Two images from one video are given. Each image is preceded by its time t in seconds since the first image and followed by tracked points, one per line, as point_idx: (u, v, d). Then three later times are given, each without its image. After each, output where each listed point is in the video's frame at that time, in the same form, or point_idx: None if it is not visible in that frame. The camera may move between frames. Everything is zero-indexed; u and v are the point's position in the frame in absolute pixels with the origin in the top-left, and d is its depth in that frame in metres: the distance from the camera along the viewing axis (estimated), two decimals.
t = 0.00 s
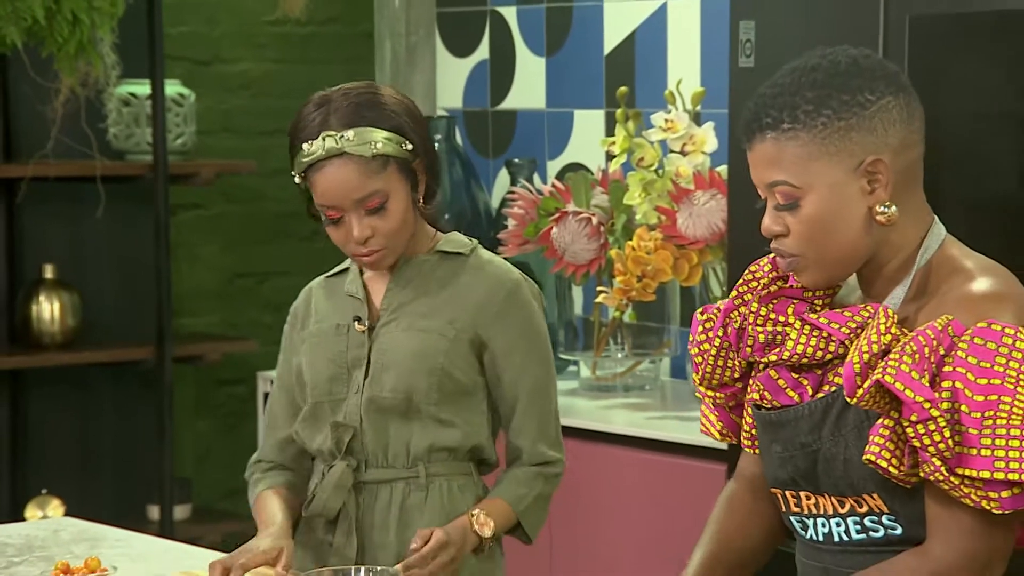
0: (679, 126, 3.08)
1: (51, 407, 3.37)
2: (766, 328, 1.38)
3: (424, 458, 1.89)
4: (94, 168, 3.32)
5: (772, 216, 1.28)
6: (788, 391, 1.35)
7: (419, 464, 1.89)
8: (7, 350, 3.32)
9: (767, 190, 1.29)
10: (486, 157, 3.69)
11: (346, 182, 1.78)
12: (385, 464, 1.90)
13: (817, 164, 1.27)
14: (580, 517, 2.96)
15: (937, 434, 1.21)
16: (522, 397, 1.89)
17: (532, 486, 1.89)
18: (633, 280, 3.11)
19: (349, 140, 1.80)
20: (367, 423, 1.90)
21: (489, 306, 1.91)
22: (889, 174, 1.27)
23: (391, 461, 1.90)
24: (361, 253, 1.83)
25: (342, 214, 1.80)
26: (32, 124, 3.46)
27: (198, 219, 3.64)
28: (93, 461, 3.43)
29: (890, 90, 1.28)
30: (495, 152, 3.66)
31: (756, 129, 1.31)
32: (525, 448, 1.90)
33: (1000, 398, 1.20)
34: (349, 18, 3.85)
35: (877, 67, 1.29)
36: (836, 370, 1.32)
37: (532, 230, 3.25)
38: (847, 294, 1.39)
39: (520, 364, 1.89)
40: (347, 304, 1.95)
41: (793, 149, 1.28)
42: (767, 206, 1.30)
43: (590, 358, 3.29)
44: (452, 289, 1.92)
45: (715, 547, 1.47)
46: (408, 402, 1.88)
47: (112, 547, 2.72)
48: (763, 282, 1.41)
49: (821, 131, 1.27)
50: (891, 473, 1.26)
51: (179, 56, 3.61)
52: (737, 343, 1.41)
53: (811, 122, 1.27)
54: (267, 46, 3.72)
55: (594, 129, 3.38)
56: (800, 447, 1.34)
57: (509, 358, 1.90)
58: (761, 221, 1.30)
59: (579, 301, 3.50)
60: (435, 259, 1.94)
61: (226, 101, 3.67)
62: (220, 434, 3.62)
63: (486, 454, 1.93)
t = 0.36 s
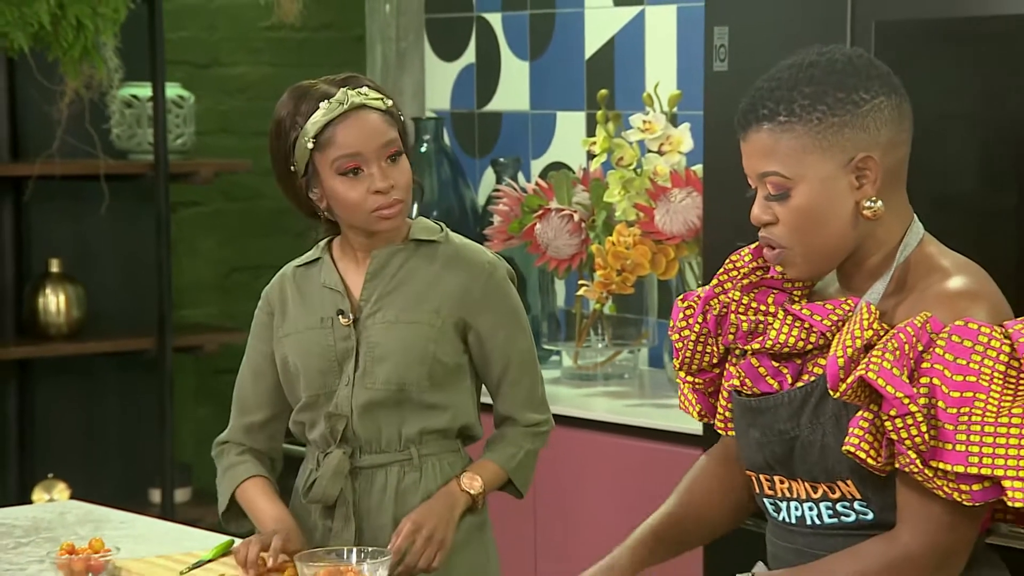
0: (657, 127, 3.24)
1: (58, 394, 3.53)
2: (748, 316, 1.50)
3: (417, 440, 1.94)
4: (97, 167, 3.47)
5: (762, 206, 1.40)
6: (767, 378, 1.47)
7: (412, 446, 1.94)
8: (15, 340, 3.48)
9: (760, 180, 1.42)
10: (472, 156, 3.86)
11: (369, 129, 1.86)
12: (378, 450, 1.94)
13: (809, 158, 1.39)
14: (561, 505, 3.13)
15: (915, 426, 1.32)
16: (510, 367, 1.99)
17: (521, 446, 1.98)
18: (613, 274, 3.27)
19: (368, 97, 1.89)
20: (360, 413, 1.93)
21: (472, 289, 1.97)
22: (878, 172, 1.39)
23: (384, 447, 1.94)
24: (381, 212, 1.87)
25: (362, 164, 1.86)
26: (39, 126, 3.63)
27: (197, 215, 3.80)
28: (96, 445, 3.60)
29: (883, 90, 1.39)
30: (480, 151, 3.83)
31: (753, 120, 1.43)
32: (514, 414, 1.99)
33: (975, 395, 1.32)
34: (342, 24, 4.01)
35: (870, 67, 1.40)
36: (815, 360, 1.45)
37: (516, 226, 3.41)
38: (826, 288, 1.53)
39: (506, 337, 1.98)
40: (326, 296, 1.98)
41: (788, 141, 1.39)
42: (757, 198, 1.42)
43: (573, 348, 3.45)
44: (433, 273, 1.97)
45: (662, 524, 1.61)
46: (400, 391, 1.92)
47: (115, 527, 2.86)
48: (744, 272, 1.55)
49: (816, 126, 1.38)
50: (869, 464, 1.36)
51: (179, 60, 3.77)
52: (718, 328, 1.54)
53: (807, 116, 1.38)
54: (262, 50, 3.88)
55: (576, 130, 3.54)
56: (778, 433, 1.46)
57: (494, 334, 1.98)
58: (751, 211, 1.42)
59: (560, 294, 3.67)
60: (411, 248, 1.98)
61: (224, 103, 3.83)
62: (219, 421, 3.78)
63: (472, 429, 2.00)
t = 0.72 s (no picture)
0: (636, 126, 3.40)
1: (63, 379, 3.74)
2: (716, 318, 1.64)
3: (414, 427, 2.08)
4: (101, 164, 3.66)
5: (720, 215, 1.53)
6: (737, 375, 1.61)
7: (410, 434, 2.08)
8: (21, 329, 3.64)
9: (718, 192, 1.53)
10: (459, 153, 4.02)
11: (367, 130, 2.01)
12: (377, 437, 2.08)
13: (760, 170, 1.50)
14: (544, 478, 3.28)
15: (875, 419, 1.44)
16: (500, 356, 2.13)
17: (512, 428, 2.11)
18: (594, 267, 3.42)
19: (365, 100, 2.05)
20: (360, 403, 2.07)
21: (464, 283, 2.11)
22: (825, 177, 1.50)
23: (384, 434, 2.08)
24: (378, 209, 2.01)
25: (361, 163, 2.01)
26: (43, 124, 3.76)
27: (194, 210, 3.94)
28: (96, 428, 3.81)
29: (824, 100, 1.50)
30: (467, 148, 3.99)
31: (708, 137, 1.54)
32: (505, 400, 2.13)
33: (930, 385, 1.44)
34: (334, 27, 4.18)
35: (815, 78, 1.51)
36: (780, 357, 1.58)
37: (501, 220, 3.58)
38: (788, 284, 1.64)
39: (496, 327, 2.12)
40: (324, 290, 2.11)
41: (740, 155, 1.51)
42: (716, 206, 1.54)
43: (555, 337, 3.60)
44: (427, 269, 2.11)
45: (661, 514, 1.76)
46: (398, 382, 2.06)
47: (116, 508, 3.00)
48: (710, 272, 1.70)
49: (764, 139, 1.50)
50: (833, 455, 1.49)
51: (177, 61, 3.91)
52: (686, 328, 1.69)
53: (756, 131, 1.50)
54: (260, 51, 4.01)
55: (558, 128, 3.70)
56: (748, 427, 1.59)
57: (485, 325, 2.12)
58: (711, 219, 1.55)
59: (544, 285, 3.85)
60: (405, 244, 2.12)
61: (222, 103, 3.96)
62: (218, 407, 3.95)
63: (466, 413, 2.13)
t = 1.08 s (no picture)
0: (617, 123, 3.56)
1: (68, 366, 3.89)
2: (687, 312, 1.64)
3: (418, 415, 2.18)
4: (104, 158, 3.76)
5: (693, 204, 1.51)
6: (710, 367, 1.60)
7: (414, 421, 2.18)
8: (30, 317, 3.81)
9: (690, 183, 1.52)
10: (448, 149, 4.19)
11: (371, 134, 2.11)
12: (383, 424, 2.18)
13: (734, 161, 1.49)
14: (537, 459, 3.44)
15: (842, 405, 1.42)
16: (500, 344, 2.22)
17: (514, 411, 2.22)
18: (577, 258, 3.59)
19: (369, 103, 2.14)
20: (365, 392, 2.16)
21: (464, 275, 2.21)
22: (796, 168, 1.50)
23: (389, 421, 2.17)
24: (379, 210, 2.11)
25: (364, 166, 2.11)
26: (50, 121, 3.95)
27: (194, 203, 4.13)
28: (103, 413, 3.97)
29: (794, 96, 1.50)
30: (456, 144, 4.16)
31: (681, 128, 1.53)
32: (508, 386, 2.23)
33: (895, 369, 1.42)
34: (328, 29, 4.36)
35: (784, 75, 1.52)
36: (752, 348, 1.57)
37: (488, 213, 3.75)
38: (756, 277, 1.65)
39: (496, 317, 2.22)
40: (331, 282, 2.21)
41: (714, 145, 1.50)
42: (687, 197, 1.53)
43: (540, 325, 3.78)
44: (428, 262, 2.20)
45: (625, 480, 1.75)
46: (402, 371, 2.16)
47: (122, 487, 3.16)
48: (679, 268, 1.69)
49: (737, 131, 1.49)
50: (806, 441, 1.47)
51: (177, 61, 4.09)
52: (661, 322, 1.68)
53: (729, 122, 1.49)
54: (258, 51, 4.21)
55: (543, 124, 3.88)
56: (723, 415, 1.57)
57: (486, 314, 2.21)
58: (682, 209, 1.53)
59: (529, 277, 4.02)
60: (407, 237, 2.21)
61: (221, 100, 4.16)
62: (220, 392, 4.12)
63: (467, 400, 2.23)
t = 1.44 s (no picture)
0: (600, 119, 3.73)
1: (75, 353, 4.07)
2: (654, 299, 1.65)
3: (422, 402, 2.27)
4: (108, 153, 3.92)
5: (668, 182, 1.52)
6: (674, 354, 1.62)
7: (418, 407, 2.26)
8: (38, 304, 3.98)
9: (669, 160, 1.53)
10: (439, 143, 4.37)
11: (387, 114, 2.25)
12: (388, 409, 2.27)
13: (717, 145, 1.50)
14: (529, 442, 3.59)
15: (777, 387, 1.44)
16: (506, 332, 2.31)
17: (519, 396, 2.30)
18: (563, 248, 3.74)
19: (388, 87, 2.28)
20: (372, 376, 2.26)
21: (471, 262, 2.29)
22: (772, 162, 1.52)
23: (393, 407, 2.26)
24: (388, 187, 2.23)
25: (377, 144, 2.24)
26: (58, 117, 4.11)
27: (196, 196, 4.31)
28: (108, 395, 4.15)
29: (776, 94, 1.52)
30: (447, 139, 4.34)
31: (670, 107, 1.53)
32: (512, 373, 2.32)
33: (829, 349, 1.43)
34: (324, 29, 4.54)
35: (773, 74, 1.53)
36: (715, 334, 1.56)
37: (478, 205, 3.92)
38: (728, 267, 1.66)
39: (503, 304, 2.31)
40: (342, 271, 2.30)
41: (701, 128, 1.50)
42: (664, 172, 1.53)
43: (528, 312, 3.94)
44: (435, 249, 2.29)
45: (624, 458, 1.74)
46: (407, 354, 2.25)
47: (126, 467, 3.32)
48: (659, 260, 1.70)
49: (725, 117, 1.50)
50: (747, 424, 1.49)
51: (179, 60, 4.26)
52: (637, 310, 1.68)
53: (717, 108, 1.50)
54: (258, 51, 4.38)
55: (530, 120, 4.05)
56: (686, 398, 1.60)
57: (492, 302, 2.30)
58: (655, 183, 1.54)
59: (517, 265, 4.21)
60: (416, 227, 2.31)
61: (222, 97, 4.34)
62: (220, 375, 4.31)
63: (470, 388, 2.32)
